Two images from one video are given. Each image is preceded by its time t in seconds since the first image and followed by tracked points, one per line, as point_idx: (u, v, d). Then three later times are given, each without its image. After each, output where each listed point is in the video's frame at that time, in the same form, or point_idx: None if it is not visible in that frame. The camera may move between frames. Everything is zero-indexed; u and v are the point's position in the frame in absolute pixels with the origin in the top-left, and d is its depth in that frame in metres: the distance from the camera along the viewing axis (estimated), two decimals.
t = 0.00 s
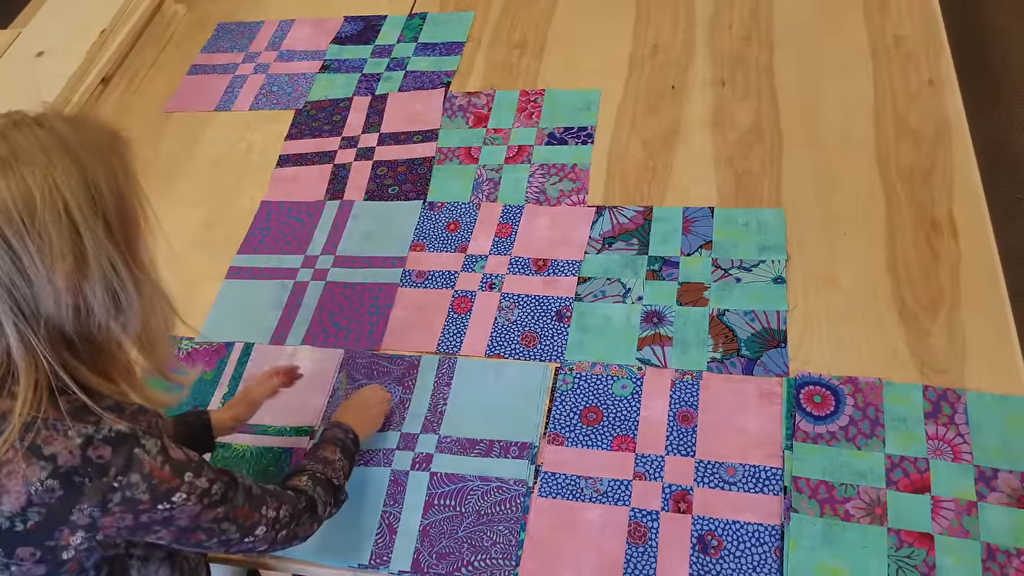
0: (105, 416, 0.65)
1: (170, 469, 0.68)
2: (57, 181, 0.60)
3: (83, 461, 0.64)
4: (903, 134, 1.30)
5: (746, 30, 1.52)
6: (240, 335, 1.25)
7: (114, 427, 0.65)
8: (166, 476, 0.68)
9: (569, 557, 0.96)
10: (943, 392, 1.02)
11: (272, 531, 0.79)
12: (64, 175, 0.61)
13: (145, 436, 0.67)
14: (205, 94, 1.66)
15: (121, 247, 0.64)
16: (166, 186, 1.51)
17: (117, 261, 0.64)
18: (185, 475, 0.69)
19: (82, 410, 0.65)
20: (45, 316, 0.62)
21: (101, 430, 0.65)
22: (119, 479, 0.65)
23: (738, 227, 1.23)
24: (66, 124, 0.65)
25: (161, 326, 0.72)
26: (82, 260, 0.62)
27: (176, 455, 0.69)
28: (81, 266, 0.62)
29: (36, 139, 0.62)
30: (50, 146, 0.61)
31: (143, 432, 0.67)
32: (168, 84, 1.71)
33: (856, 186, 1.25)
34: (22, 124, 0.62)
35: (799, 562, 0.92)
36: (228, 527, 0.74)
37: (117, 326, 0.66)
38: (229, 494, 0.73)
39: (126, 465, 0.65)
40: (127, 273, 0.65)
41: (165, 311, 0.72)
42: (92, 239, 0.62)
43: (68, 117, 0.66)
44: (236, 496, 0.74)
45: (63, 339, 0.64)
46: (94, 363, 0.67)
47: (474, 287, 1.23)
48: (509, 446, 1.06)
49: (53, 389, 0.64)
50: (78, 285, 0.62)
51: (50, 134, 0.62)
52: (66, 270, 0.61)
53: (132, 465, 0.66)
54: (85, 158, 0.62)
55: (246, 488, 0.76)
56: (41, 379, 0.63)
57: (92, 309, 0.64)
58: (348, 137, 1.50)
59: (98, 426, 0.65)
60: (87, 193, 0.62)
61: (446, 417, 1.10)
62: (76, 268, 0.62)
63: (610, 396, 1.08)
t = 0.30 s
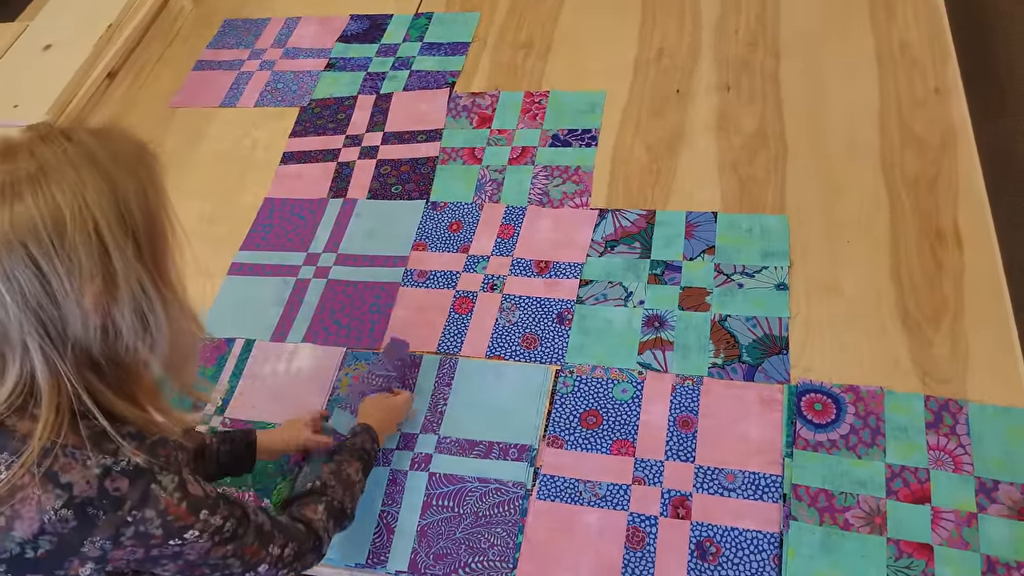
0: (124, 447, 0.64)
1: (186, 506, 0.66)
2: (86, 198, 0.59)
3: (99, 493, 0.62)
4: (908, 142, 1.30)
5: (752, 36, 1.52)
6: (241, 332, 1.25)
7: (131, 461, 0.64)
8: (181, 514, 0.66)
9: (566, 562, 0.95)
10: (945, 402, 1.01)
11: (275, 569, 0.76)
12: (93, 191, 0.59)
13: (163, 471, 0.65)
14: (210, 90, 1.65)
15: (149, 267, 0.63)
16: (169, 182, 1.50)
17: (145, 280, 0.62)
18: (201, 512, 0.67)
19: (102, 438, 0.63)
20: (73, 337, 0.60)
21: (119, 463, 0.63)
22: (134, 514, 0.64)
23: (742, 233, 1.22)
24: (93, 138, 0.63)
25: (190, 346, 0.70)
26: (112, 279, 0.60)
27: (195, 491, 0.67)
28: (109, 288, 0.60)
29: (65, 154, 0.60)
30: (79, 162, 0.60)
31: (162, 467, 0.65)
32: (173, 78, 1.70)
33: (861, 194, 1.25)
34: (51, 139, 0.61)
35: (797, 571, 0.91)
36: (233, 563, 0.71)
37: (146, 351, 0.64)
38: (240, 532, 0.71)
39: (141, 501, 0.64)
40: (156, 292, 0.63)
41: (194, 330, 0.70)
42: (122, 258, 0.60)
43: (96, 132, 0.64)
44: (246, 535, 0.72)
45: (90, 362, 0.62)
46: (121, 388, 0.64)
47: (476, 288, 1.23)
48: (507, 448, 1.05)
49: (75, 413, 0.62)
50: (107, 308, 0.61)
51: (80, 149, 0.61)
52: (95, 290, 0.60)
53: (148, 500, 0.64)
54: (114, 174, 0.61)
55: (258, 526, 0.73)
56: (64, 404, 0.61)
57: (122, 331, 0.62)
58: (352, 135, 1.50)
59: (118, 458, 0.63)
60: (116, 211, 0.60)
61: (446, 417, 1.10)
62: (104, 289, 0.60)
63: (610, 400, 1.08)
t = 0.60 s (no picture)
0: (132, 449, 0.62)
1: (183, 519, 0.64)
2: (100, 188, 0.56)
3: (99, 494, 0.60)
4: (924, 152, 1.29)
5: (768, 41, 1.51)
6: (248, 327, 1.24)
7: (134, 464, 0.62)
8: (177, 526, 0.64)
9: (572, 568, 0.94)
10: (957, 415, 1.01)
11: None
12: (104, 181, 0.57)
13: (166, 480, 0.63)
14: (221, 84, 1.64)
15: (167, 257, 0.60)
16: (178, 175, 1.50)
17: (165, 270, 0.60)
18: (192, 531, 0.65)
19: (113, 438, 0.61)
20: (100, 333, 0.58)
21: (123, 464, 0.61)
22: (130, 520, 0.62)
23: (754, 240, 1.21)
24: (96, 126, 0.59)
25: (212, 330, 0.68)
26: (134, 268, 0.58)
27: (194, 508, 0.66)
28: (133, 280, 0.58)
29: (68, 145, 0.57)
30: (85, 152, 0.57)
31: (165, 476, 0.63)
32: (185, 71, 1.69)
33: (875, 203, 1.24)
34: (52, 130, 0.57)
35: None
36: None
37: (172, 343, 0.62)
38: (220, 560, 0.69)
39: (140, 506, 0.62)
40: (176, 280, 0.61)
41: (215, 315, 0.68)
42: (139, 246, 0.58)
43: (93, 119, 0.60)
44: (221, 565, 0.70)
45: (115, 359, 0.60)
46: (146, 385, 0.62)
47: (484, 289, 1.22)
48: (514, 452, 1.05)
49: (92, 409, 0.59)
50: (131, 301, 0.58)
51: (83, 138, 0.57)
52: (119, 283, 0.57)
53: (146, 507, 0.62)
54: (124, 162, 0.58)
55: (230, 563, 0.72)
56: (82, 402, 0.58)
57: (149, 323, 0.60)
58: (363, 133, 1.49)
59: (124, 461, 0.61)
60: (128, 201, 0.58)
61: (454, 419, 1.09)
62: (127, 280, 0.58)
63: (619, 405, 1.07)
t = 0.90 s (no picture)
0: (101, 393, 0.62)
1: (154, 460, 0.63)
2: (57, 143, 0.58)
3: (68, 435, 0.60)
4: (951, 161, 1.27)
5: (792, 45, 1.49)
6: (263, 324, 1.23)
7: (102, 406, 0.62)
8: (147, 468, 0.62)
9: None
10: (981, 431, 0.99)
11: None
12: (58, 137, 0.58)
13: (136, 423, 0.63)
14: (240, 77, 1.64)
15: (130, 205, 0.63)
16: (194, 168, 1.49)
17: (128, 218, 0.63)
18: (163, 474, 0.63)
19: (87, 379, 0.62)
20: (79, 283, 0.61)
21: (92, 407, 0.61)
22: (99, 460, 0.61)
23: (775, 247, 1.20)
24: (40, 83, 0.60)
25: (181, 269, 0.72)
26: (103, 220, 0.61)
27: (168, 451, 0.65)
28: (100, 228, 0.61)
29: (21, 105, 0.57)
30: (39, 111, 0.58)
31: (135, 418, 0.63)
32: (204, 64, 1.68)
33: (900, 212, 1.22)
34: None
35: None
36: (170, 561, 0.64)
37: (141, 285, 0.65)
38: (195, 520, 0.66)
39: (109, 448, 0.61)
40: (141, 226, 0.64)
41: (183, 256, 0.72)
42: (104, 197, 0.60)
43: (37, 77, 0.61)
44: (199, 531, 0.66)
45: (92, 304, 0.63)
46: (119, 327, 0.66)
47: (500, 290, 1.21)
48: (528, 455, 1.03)
49: (68, 356, 0.61)
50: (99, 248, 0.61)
51: (30, 97, 0.58)
52: (87, 232, 0.60)
53: (116, 447, 0.61)
54: (78, 118, 0.59)
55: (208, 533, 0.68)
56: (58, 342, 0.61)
57: (121, 267, 0.64)
58: (380, 129, 1.48)
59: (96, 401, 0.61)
60: (85, 153, 0.59)
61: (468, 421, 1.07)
62: (98, 230, 0.61)
63: (635, 412, 1.06)
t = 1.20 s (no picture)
0: (60, 267, 0.55)
1: (120, 312, 0.55)
2: None
3: (33, 307, 0.52)
4: (979, 170, 1.25)
5: (819, 48, 1.47)
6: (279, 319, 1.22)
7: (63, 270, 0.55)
8: (117, 319, 0.55)
9: None
10: (1005, 446, 0.97)
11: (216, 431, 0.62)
12: None
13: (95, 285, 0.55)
14: (261, 71, 1.64)
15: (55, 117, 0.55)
16: (214, 162, 1.49)
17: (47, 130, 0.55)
18: (133, 321, 0.56)
19: (42, 261, 0.55)
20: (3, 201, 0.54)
21: (55, 275, 0.54)
22: (72, 319, 0.53)
23: (798, 254, 1.18)
24: None
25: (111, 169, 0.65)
26: (28, 137, 0.53)
27: (128, 303, 0.57)
28: (31, 142, 0.54)
29: None
30: None
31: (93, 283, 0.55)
32: (225, 58, 1.69)
33: (926, 220, 1.20)
34: None
35: None
36: (173, 404, 0.58)
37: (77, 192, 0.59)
38: (175, 359, 0.58)
39: (77, 305, 0.53)
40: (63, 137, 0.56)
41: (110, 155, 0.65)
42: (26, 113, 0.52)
43: None
44: (194, 369, 0.60)
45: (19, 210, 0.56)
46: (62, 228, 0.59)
47: (517, 291, 1.20)
48: (542, 458, 1.02)
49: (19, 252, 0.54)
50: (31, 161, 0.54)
51: None
52: (17, 144, 0.53)
53: (84, 306, 0.54)
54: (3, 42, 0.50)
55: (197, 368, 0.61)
56: None
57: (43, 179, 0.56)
58: (400, 126, 1.47)
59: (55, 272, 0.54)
60: (17, 78, 0.51)
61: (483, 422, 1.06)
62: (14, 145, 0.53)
63: (651, 418, 1.04)
